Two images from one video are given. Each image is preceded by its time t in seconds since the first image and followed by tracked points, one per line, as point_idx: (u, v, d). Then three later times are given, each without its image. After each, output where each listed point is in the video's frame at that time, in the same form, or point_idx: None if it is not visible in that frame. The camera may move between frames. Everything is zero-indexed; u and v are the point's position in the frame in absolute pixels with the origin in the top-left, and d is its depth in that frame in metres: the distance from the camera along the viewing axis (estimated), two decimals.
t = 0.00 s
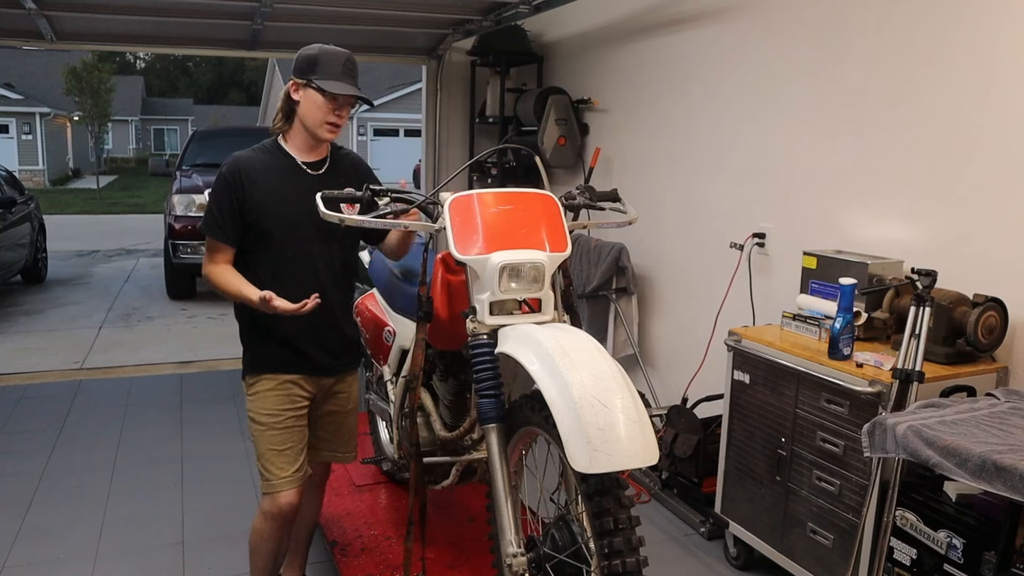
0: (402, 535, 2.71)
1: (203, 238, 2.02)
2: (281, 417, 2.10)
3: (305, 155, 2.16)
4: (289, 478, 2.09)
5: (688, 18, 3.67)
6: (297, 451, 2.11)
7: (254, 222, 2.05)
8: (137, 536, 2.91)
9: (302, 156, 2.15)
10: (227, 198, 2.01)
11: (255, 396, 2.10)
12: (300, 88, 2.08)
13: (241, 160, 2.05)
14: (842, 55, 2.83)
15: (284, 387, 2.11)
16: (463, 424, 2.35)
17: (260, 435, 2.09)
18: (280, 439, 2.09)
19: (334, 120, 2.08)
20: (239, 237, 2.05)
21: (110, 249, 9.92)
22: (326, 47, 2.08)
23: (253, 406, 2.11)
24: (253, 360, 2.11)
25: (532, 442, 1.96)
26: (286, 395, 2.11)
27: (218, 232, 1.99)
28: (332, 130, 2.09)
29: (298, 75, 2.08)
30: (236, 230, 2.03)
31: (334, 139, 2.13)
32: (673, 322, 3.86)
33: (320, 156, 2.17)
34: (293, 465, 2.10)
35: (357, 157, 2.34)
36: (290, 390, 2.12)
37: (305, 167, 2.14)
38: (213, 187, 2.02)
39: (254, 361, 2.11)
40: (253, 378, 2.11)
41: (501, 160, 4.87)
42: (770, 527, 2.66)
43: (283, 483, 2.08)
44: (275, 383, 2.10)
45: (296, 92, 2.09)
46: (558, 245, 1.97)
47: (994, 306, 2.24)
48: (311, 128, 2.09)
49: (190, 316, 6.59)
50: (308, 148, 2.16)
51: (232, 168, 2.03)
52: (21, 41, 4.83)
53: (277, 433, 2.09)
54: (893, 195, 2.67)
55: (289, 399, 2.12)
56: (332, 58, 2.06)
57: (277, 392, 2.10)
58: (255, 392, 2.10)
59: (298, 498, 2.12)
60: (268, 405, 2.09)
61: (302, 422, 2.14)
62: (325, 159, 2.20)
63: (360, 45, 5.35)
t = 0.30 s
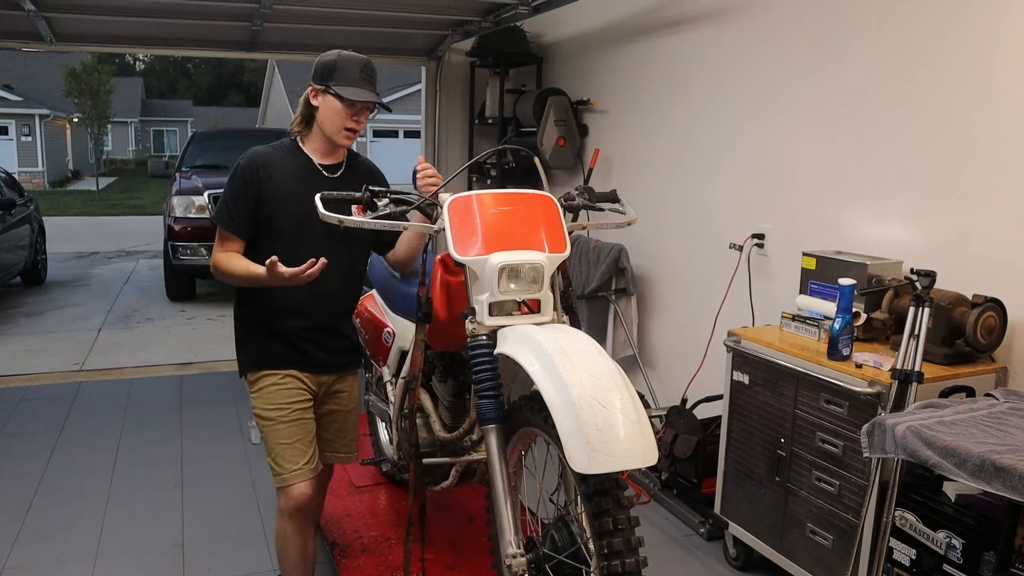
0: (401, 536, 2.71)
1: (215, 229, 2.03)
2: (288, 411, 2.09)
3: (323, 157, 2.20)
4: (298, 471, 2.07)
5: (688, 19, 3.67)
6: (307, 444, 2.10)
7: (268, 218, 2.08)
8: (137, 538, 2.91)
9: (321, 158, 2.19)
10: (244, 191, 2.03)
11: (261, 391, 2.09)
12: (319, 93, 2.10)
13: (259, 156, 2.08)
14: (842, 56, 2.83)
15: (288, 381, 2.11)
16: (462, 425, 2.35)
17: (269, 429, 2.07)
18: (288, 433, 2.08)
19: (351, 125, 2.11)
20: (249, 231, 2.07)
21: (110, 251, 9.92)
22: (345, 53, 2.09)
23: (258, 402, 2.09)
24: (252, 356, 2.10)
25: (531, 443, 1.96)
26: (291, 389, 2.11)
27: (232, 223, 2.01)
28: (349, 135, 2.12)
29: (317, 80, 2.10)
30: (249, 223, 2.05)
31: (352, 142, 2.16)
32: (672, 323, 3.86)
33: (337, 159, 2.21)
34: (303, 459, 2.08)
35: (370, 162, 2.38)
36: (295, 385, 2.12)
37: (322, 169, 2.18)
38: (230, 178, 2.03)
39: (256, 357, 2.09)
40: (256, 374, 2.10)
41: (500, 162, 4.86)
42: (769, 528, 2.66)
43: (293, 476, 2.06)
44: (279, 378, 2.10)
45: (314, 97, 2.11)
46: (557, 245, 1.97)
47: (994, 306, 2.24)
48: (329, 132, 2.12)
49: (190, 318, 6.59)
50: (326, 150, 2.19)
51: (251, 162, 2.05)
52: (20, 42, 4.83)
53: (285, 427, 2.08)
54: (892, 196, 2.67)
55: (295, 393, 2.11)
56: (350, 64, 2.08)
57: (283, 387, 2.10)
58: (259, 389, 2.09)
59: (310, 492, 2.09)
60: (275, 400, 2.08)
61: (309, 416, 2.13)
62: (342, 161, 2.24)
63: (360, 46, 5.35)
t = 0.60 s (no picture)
0: (400, 537, 2.71)
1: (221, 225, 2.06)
2: (291, 419, 2.10)
3: (332, 157, 2.21)
4: (303, 478, 2.12)
5: (687, 19, 3.67)
6: (311, 452, 2.12)
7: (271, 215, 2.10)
8: (137, 539, 2.91)
9: (330, 159, 2.20)
10: (249, 188, 2.05)
11: (264, 399, 2.10)
12: (331, 94, 2.11)
13: (268, 154, 2.10)
14: (842, 57, 2.84)
15: (292, 389, 2.11)
16: (461, 426, 2.35)
17: (273, 437, 2.10)
18: (292, 441, 2.10)
19: (363, 126, 2.13)
20: (252, 227, 2.08)
21: (109, 252, 9.92)
22: (358, 56, 2.11)
23: (262, 409, 2.11)
24: (256, 360, 2.10)
25: (530, 443, 1.97)
26: (295, 397, 2.11)
27: (236, 220, 2.04)
28: (360, 136, 2.14)
29: (329, 81, 2.12)
30: (253, 221, 2.07)
31: (362, 144, 2.18)
32: (672, 324, 3.86)
33: (345, 160, 2.23)
34: (307, 466, 2.12)
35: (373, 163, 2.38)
36: (298, 392, 2.12)
37: (331, 170, 2.19)
38: (237, 175, 2.07)
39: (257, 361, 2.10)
40: (259, 381, 2.10)
41: (499, 163, 4.95)
42: (769, 528, 2.65)
43: (298, 483, 2.11)
44: (281, 386, 2.10)
45: (326, 98, 2.13)
46: (556, 246, 1.97)
47: (993, 306, 2.24)
48: (341, 133, 2.13)
49: (190, 319, 6.59)
50: (335, 151, 2.21)
51: (259, 160, 2.08)
52: (21, 44, 4.84)
53: (290, 435, 2.10)
54: (891, 196, 2.67)
55: (298, 401, 2.11)
56: (363, 67, 2.09)
57: (286, 395, 2.10)
58: (263, 395, 2.10)
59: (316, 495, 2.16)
60: (279, 408, 2.09)
61: (314, 423, 2.14)
62: (350, 162, 2.26)
63: (359, 47, 5.35)
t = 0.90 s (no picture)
0: (400, 538, 2.71)
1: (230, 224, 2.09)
2: (294, 423, 2.10)
3: (340, 158, 2.22)
4: (306, 481, 2.12)
5: (686, 20, 3.67)
6: (314, 456, 2.13)
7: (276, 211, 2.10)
8: (136, 540, 2.91)
9: (337, 160, 2.22)
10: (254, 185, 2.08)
11: (267, 402, 2.09)
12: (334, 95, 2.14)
13: (273, 152, 2.13)
14: (841, 58, 2.84)
15: (294, 393, 2.11)
16: (461, 427, 2.35)
17: (276, 441, 2.10)
18: (295, 445, 2.10)
19: (365, 123, 2.12)
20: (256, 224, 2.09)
21: (108, 253, 9.92)
22: (359, 57, 2.13)
23: (264, 412, 2.10)
24: (257, 361, 2.09)
25: (529, 444, 1.97)
26: (298, 401, 2.11)
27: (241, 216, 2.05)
28: (363, 133, 2.13)
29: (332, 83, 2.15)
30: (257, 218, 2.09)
31: (368, 142, 2.17)
32: (672, 325, 3.86)
33: (352, 161, 2.23)
34: (310, 470, 2.13)
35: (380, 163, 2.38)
36: (300, 395, 2.12)
37: (337, 169, 2.20)
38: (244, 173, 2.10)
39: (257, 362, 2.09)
40: (261, 384, 2.10)
41: (499, 163, 4.97)
42: (769, 530, 2.65)
43: (300, 487, 2.11)
44: (283, 389, 2.10)
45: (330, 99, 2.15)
46: (555, 247, 1.96)
47: (992, 307, 2.24)
48: (344, 132, 2.14)
49: (189, 320, 6.58)
50: (343, 152, 2.21)
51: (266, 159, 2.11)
52: (20, 45, 4.83)
53: (293, 439, 2.10)
54: (891, 197, 2.67)
55: (300, 404, 2.11)
56: (363, 66, 2.11)
57: (288, 399, 2.10)
58: (265, 398, 2.09)
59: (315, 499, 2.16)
60: (282, 411, 2.09)
61: (316, 427, 2.14)
62: (359, 163, 2.25)
63: (358, 48, 5.35)
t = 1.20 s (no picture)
0: (398, 538, 2.71)
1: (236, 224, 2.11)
2: (291, 424, 2.10)
3: (346, 160, 2.22)
4: (302, 483, 2.11)
5: (686, 20, 3.67)
6: (311, 458, 2.12)
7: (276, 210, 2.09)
8: (134, 541, 2.90)
9: (343, 162, 2.21)
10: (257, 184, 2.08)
11: (263, 403, 2.09)
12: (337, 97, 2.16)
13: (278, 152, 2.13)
14: (842, 58, 2.83)
15: (291, 394, 2.10)
16: (459, 428, 2.35)
17: (272, 442, 2.09)
18: (291, 447, 2.10)
19: (365, 122, 2.12)
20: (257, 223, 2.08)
21: (108, 254, 9.92)
22: (363, 59, 2.14)
23: (261, 414, 2.09)
24: (254, 361, 2.09)
25: (527, 445, 1.96)
26: (295, 402, 2.10)
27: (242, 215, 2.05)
28: (364, 133, 2.13)
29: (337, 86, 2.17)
30: (259, 216, 2.08)
31: (370, 142, 2.16)
32: (671, 325, 3.86)
33: (358, 162, 2.23)
34: (306, 472, 2.12)
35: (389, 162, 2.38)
36: (296, 397, 2.11)
37: (341, 170, 2.20)
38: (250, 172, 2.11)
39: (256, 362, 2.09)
40: (258, 385, 2.09)
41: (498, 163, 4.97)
42: (768, 530, 2.65)
43: (296, 489, 2.11)
44: (280, 390, 2.09)
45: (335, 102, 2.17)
46: (553, 247, 1.96)
47: (992, 307, 2.24)
48: (346, 133, 2.14)
49: (189, 320, 6.58)
50: (348, 154, 2.21)
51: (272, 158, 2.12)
52: (19, 46, 4.82)
53: (289, 441, 2.09)
54: (890, 197, 2.67)
55: (297, 406, 2.11)
56: (365, 66, 2.11)
57: (285, 400, 2.09)
58: (262, 399, 2.09)
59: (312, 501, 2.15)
60: (279, 412, 2.08)
61: (312, 428, 2.14)
62: (365, 165, 2.25)
63: (358, 49, 5.35)
